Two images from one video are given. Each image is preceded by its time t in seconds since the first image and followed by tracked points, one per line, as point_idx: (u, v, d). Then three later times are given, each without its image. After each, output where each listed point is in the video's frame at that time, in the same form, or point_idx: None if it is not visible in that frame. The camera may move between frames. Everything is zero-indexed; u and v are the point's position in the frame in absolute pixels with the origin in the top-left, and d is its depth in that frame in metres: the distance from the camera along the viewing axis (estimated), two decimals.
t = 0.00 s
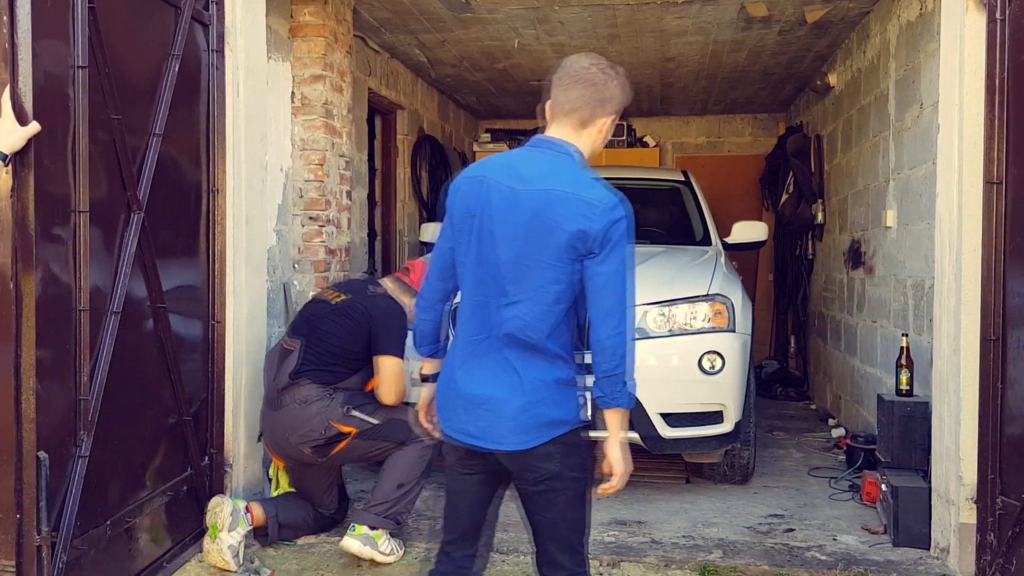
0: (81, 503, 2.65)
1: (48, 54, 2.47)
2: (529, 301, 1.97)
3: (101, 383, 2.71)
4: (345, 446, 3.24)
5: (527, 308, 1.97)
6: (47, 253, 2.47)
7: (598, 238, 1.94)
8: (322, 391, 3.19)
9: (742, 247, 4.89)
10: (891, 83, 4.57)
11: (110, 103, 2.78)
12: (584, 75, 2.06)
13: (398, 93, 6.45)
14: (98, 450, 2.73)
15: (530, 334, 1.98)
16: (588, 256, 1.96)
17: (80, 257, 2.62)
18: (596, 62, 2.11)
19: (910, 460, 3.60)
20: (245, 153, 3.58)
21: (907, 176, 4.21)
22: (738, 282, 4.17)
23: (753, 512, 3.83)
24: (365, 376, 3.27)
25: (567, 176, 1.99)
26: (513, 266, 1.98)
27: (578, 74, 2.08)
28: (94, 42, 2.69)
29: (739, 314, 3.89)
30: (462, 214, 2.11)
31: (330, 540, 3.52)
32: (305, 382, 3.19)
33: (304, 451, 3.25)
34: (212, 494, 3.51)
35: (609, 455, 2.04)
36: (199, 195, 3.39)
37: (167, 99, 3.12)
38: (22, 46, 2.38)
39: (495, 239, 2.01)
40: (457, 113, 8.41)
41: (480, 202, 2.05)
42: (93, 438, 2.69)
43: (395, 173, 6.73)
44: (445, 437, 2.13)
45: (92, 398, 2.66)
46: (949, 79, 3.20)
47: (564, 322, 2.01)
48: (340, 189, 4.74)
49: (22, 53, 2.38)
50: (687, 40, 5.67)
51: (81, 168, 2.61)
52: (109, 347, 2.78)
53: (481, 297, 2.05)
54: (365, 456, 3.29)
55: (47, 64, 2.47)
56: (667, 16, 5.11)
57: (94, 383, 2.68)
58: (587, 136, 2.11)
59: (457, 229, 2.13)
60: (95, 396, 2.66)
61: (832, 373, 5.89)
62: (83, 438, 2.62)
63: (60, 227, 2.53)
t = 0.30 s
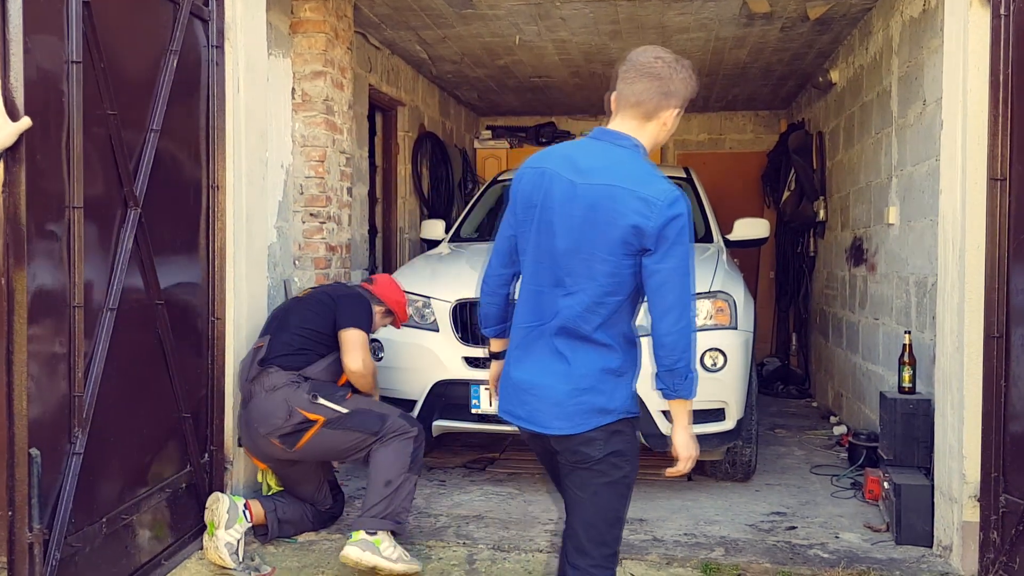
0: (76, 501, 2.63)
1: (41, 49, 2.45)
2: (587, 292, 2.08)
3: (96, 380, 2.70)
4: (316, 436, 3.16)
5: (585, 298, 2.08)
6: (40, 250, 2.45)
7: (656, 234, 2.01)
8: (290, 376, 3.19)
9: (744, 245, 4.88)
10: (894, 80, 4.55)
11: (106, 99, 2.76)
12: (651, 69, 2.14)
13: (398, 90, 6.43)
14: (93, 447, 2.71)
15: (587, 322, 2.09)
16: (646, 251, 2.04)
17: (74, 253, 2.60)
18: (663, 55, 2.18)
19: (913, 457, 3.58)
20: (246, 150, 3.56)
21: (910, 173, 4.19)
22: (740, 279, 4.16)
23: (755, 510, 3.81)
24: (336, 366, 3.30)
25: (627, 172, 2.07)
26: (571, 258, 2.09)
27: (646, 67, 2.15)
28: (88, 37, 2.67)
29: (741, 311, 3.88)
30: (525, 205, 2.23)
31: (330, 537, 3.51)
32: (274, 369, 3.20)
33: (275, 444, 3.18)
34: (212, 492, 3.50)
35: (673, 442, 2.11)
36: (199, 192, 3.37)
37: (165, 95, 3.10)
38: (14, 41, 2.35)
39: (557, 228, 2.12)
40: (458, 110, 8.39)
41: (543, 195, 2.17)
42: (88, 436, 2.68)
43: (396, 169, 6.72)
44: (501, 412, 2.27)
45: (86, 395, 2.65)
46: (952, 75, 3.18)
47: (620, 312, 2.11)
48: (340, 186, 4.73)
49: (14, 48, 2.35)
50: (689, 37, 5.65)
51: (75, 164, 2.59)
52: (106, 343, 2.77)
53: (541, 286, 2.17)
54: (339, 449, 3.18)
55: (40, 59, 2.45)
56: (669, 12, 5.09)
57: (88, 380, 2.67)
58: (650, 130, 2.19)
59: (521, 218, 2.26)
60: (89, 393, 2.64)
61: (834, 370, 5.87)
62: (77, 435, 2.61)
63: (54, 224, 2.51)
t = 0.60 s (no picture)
0: (70, 498, 2.61)
1: (35, 43, 2.43)
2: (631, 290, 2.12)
3: (92, 377, 2.68)
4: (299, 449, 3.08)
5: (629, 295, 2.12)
6: (33, 247, 2.43)
7: (699, 234, 2.05)
8: (273, 389, 3.10)
9: (746, 242, 4.86)
10: (896, 76, 4.53)
11: (101, 94, 2.74)
12: (700, 82, 2.18)
13: (399, 86, 6.41)
14: (88, 445, 2.69)
15: (631, 319, 2.13)
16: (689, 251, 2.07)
17: (70, 249, 2.58)
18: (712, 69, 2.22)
19: (915, 456, 3.57)
20: (245, 146, 3.54)
21: (913, 170, 4.18)
22: (741, 276, 4.15)
23: (757, 508, 3.80)
24: (323, 377, 3.22)
25: (673, 175, 2.11)
26: (617, 257, 2.13)
27: (694, 81, 2.19)
28: (83, 32, 2.64)
29: (743, 309, 3.86)
30: (574, 207, 2.28)
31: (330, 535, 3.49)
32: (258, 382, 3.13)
33: (258, 456, 3.11)
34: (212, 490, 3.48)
35: (705, 438, 2.14)
36: (198, 188, 3.35)
37: (163, 90, 3.08)
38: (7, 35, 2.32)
39: (606, 229, 2.16)
40: (459, 107, 8.37)
41: (591, 197, 2.22)
42: (83, 433, 2.66)
43: (397, 166, 6.71)
44: (553, 405, 2.32)
45: (81, 393, 2.63)
46: (957, 72, 3.15)
47: (665, 311, 2.14)
48: (340, 183, 4.71)
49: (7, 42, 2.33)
50: (691, 34, 5.63)
51: (70, 158, 2.56)
52: (102, 341, 2.75)
53: (588, 285, 2.22)
54: (321, 461, 3.10)
55: (34, 54, 2.42)
56: (671, 8, 5.06)
57: (84, 377, 2.65)
58: (697, 141, 2.24)
59: (569, 220, 2.31)
60: (84, 390, 2.62)
61: (835, 368, 5.86)
62: (72, 433, 2.59)
63: (49, 220, 2.49)
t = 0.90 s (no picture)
0: (62, 498, 2.58)
1: (27, 38, 2.41)
2: (691, 259, 2.34)
3: (84, 375, 2.66)
4: (281, 469, 3.07)
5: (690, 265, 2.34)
6: (25, 243, 2.40)
7: (748, 201, 2.28)
8: (251, 412, 3.05)
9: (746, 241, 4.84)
10: (897, 74, 4.52)
11: (95, 90, 2.72)
12: (727, 68, 2.43)
13: (398, 85, 6.40)
14: (81, 443, 2.67)
15: (693, 287, 2.35)
16: (740, 218, 2.30)
17: (62, 246, 2.55)
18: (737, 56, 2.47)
19: (916, 455, 3.56)
20: (244, 143, 3.53)
21: (913, 168, 4.17)
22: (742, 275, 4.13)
23: (758, 507, 3.79)
24: (310, 395, 3.11)
25: (716, 150, 2.34)
26: (676, 232, 2.35)
27: (723, 68, 2.44)
28: (77, 27, 2.62)
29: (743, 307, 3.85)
30: (623, 192, 2.49)
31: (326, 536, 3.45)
32: (237, 404, 3.08)
33: (243, 476, 3.12)
34: (208, 489, 3.46)
35: (759, 393, 2.38)
36: (196, 186, 3.33)
37: (158, 87, 3.06)
38: None
39: (659, 208, 2.38)
40: (458, 106, 8.36)
41: (640, 181, 2.42)
42: (76, 432, 2.63)
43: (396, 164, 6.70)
44: (619, 380, 2.51)
45: (73, 391, 2.61)
46: (959, 69, 3.14)
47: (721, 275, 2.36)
48: (339, 181, 4.69)
49: None
50: (691, 32, 5.61)
51: (62, 154, 2.54)
52: (96, 339, 2.73)
53: (647, 262, 2.43)
54: (305, 477, 3.10)
55: (25, 49, 2.40)
56: (671, 6, 5.05)
57: (76, 375, 2.63)
58: (728, 123, 2.47)
59: (619, 205, 2.51)
60: (76, 388, 2.60)
61: (835, 367, 5.85)
62: (64, 431, 2.56)
63: (40, 216, 2.47)
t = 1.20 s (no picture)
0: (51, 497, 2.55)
1: (16, 33, 2.38)
2: (745, 247, 2.51)
3: (75, 373, 2.63)
4: (278, 477, 3.07)
5: (745, 252, 2.51)
6: (13, 240, 2.38)
7: (795, 188, 2.46)
8: (241, 425, 3.02)
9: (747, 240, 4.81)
10: (898, 72, 4.50)
11: (87, 85, 2.69)
12: (763, 61, 2.59)
13: (397, 83, 6.37)
14: (72, 442, 2.64)
15: (749, 272, 2.53)
16: (788, 204, 2.48)
17: (51, 243, 2.53)
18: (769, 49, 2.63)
19: (917, 455, 3.53)
20: (242, 141, 3.52)
21: (915, 166, 4.15)
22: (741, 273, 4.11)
23: (758, 507, 3.76)
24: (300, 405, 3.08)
25: (759, 142, 2.50)
26: (729, 222, 2.51)
27: (760, 60, 2.60)
28: (69, 22, 2.60)
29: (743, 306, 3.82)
30: (669, 187, 2.62)
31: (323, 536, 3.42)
32: (226, 418, 3.04)
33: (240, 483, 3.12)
34: (204, 489, 3.43)
35: (814, 367, 2.57)
36: (192, 183, 3.31)
37: (152, 83, 3.03)
38: None
39: (709, 200, 2.52)
40: (458, 104, 8.34)
41: (687, 176, 2.57)
42: (66, 430, 2.61)
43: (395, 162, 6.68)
44: (682, 367, 2.65)
45: (63, 389, 2.58)
46: (961, 66, 3.12)
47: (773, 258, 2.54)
48: (338, 178, 4.67)
49: None
50: (692, 30, 5.59)
51: (52, 150, 2.52)
52: (88, 337, 2.71)
53: (702, 253, 2.57)
54: (303, 482, 3.10)
55: (14, 44, 2.38)
56: (672, 3, 5.03)
57: (67, 373, 2.60)
58: (765, 113, 2.64)
59: (666, 200, 2.64)
60: (66, 387, 2.57)
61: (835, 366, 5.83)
62: (53, 430, 2.54)
63: (30, 213, 2.44)
